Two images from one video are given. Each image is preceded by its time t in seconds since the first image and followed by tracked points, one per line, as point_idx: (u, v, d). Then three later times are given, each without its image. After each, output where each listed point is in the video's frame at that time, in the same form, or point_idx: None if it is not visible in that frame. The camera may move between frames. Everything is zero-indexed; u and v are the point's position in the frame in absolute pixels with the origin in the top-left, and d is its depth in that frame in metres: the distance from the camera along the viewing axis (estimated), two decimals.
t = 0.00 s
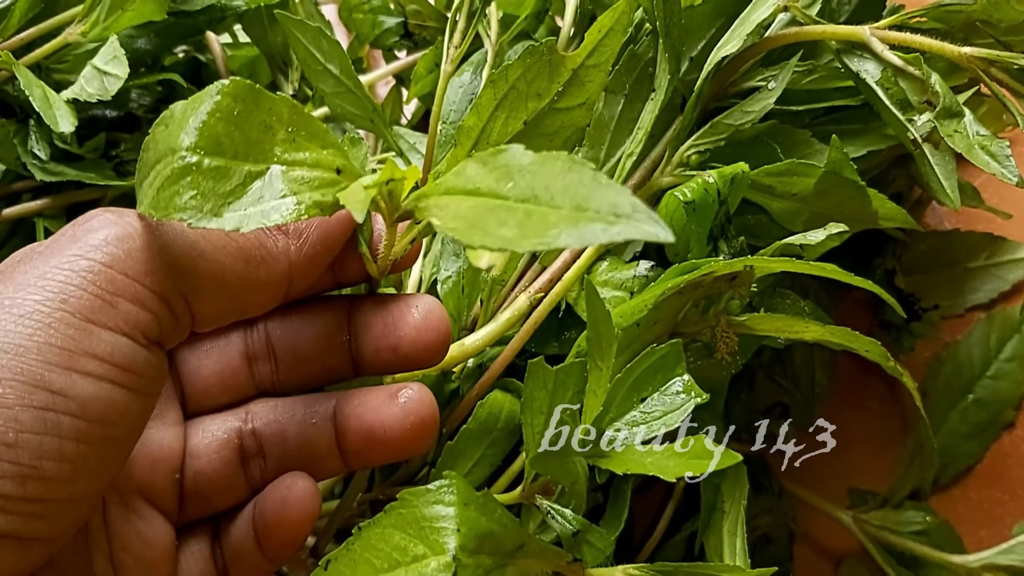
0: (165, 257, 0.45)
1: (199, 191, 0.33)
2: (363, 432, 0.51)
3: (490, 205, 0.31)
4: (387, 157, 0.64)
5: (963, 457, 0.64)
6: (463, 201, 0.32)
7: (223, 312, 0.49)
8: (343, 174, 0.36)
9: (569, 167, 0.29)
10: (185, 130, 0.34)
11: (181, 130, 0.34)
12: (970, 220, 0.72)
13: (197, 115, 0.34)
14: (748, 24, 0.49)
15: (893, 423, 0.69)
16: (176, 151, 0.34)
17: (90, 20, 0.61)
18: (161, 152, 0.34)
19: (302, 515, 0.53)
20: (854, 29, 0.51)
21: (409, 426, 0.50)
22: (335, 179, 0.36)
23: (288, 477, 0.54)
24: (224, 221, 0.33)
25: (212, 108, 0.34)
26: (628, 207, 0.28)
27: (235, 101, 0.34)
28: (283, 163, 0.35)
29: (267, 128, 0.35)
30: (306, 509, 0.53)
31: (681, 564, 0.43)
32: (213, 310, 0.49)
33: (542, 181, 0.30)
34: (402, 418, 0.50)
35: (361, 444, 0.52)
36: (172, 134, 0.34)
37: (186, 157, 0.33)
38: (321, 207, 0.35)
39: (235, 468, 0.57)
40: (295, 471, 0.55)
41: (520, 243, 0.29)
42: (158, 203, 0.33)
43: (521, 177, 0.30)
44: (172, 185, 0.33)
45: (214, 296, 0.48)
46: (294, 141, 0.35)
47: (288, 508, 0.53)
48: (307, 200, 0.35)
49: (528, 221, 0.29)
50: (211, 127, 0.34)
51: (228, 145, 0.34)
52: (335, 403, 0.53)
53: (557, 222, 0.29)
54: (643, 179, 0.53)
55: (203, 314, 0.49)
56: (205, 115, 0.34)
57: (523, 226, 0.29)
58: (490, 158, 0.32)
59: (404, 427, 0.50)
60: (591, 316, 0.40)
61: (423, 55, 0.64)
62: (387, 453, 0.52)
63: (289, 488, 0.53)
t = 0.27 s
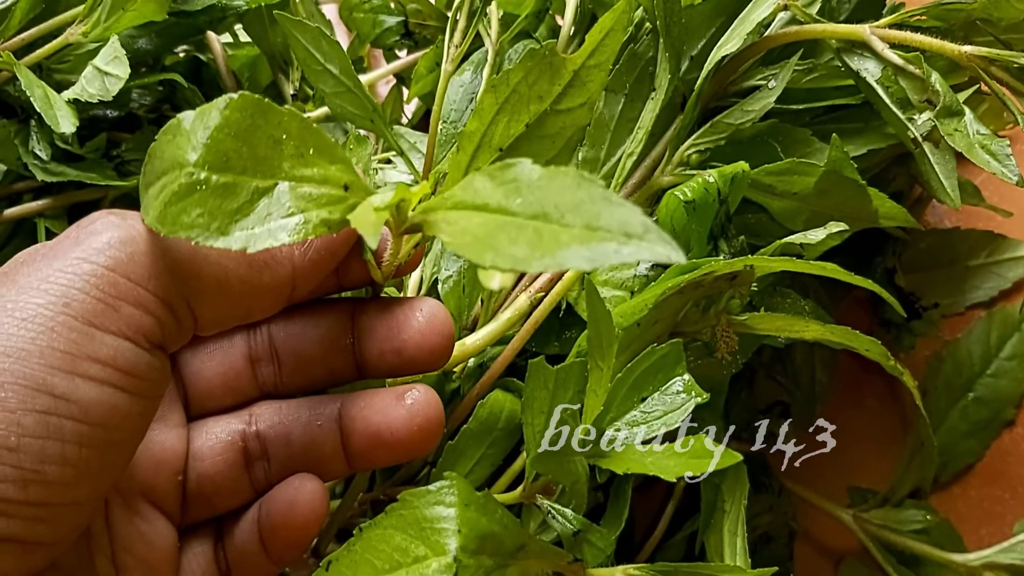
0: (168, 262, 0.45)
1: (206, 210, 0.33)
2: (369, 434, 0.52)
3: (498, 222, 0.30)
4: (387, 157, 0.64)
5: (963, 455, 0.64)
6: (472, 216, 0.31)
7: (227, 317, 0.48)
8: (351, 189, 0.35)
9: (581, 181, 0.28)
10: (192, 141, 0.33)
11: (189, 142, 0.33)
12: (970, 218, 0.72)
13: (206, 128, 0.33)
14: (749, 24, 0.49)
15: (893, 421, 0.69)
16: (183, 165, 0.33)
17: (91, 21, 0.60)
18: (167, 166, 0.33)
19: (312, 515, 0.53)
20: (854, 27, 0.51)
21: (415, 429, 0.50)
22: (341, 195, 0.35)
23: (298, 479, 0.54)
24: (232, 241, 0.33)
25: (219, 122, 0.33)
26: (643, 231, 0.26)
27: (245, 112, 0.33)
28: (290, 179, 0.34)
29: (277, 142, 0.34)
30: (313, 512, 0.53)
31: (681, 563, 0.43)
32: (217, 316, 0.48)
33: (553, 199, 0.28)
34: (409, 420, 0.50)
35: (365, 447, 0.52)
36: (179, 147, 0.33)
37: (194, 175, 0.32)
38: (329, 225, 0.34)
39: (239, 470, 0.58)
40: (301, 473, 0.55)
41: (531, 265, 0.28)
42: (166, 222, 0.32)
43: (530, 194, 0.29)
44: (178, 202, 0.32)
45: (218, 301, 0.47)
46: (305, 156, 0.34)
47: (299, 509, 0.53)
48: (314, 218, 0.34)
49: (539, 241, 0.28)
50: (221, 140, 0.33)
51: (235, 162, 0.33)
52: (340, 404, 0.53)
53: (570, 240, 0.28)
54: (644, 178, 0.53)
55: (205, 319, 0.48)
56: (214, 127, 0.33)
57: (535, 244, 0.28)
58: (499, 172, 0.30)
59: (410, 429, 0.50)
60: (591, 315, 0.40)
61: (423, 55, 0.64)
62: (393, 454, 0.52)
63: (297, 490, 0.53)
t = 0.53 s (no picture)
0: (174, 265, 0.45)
1: (220, 228, 0.34)
2: (374, 437, 0.52)
3: (519, 246, 0.31)
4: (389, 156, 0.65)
5: (964, 453, 0.64)
6: (492, 238, 0.32)
7: (233, 321, 0.48)
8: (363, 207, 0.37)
9: (601, 207, 0.29)
10: (206, 160, 0.34)
11: (204, 161, 0.34)
12: (971, 216, 0.72)
13: (220, 146, 0.34)
14: (749, 23, 0.49)
15: (893, 419, 0.69)
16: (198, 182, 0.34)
17: (93, 19, 0.60)
18: (184, 183, 0.34)
19: (318, 517, 0.53)
20: (855, 26, 0.51)
21: (421, 432, 0.50)
22: (352, 213, 0.36)
23: (302, 483, 0.54)
24: (247, 261, 0.34)
25: (232, 140, 0.34)
26: (665, 257, 0.27)
27: (257, 130, 0.35)
28: (300, 198, 0.36)
29: (288, 161, 0.35)
30: (319, 515, 0.53)
31: (681, 562, 0.43)
32: (223, 319, 0.48)
33: (575, 224, 0.30)
34: (414, 422, 0.50)
35: (371, 450, 0.52)
36: (193, 163, 0.34)
37: (210, 193, 0.34)
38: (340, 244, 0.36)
39: (244, 471, 0.58)
40: (308, 474, 0.55)
41: (553, 288, 0.29)
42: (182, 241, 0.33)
43: (552, 217, 0.30)
44: (194, 221, 0.34)
45: (224, 305, 0.47)
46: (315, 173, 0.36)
47: (305, 511, 0.53)
48: (326, 237, 0.36)
49: (559, 264, 0.29)
50: (234, 158, 0.34)
51: (248, 181, 0.34)
52: (346, 406, 0.53)
53: (591, 264, 0.29)
54: (645, 177, 0.53)
55: (211, 323, 0.48)
56: (227, 146, 0.34)
57: (556, 267, 0.29)
58: (520, 196, 0.32)
59: (416, 432, 0.50)
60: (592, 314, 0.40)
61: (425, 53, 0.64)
62: (399, 457, 0.52)
63: (302, 492, 0.53)
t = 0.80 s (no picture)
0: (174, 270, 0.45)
1: (225, 241, 0.36)
2: (377, 439, 0.51)
3: (529, 260, 0.31)
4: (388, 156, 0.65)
5: (964, 453, 0.64)
6: (499, 250, 0.32)
7: (234, 325, 0.48)
8: (371, 221, 0.38)
9: (612, 223, 0.30)
10: (214, 173, 0.35)
11: (211, 173, 0.35)
12: (970, 216, 0.72)
13: (227, 159, 0.35)
14: (749, 23, 0.49)
15: (894, 419, 0.69)
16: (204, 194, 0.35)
17: (91, 20, 0.60)
18: (189, 194, 0.35)
19: (321, 520, 0.53)
20: (855, 26, 0.51)
21: (424, 434, 0.50)
22: (360, 227, 0.38)
23: (304, 485, 0.54)
24: (255, 275, 0.36)
25: (239, 153, 0.35)
26: (677, 275, 0.28)
27: (264, 144, 0.36)
28: (307, 212, 0.37)
29: (295, 174, 0.36)
30: (322, 517, 0.53)
31: (682, 563, 0.43)
32: (224, 323, 0.48)
33: (587, 240, 0.30)
34: (418, 425, 0.50)
35: (373, 452, 0.52)
36: (200, 175, 0.35)
37: (214, 206, 0.35)
38: (348, 258, 0.37)
39: (245, 473, 0.58)
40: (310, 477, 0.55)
41: (567, 304, 0.29)
42: (189, 253, 0.35)
43: (563, 232, 0.31)
44: (201, 233, 0.35)
45: (225, 309, 0.47)
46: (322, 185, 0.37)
47: (308, 514, 0.53)
48: (334, 251, 0.37)
49: (571, 279, 0.30)
50: (241, 170, 0.35)
51: (255, 195, 0.36)
52: (348, 408, 0.53)
53: (604, 281, 0.29)
54: (645, 177, 0.53)
55: (211, 328, 0.48)
56: (234, 158, 0.35)
57: (568, 282, 0.29)
58: (529, 210, 0.32)
59: (419, 435, 0.50)
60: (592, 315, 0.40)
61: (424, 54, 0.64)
62: (401, 460, 0.51)
63: (304, 494, 0.53)
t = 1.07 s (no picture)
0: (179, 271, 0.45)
1: (231, 253, 0.36)
2: (379, 440, 0.51)
3: (536, 283, 0.32)
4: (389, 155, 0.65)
5: (965, 452, 0.64)
6: (507, 271, 0.33)
7: (237, 326, 0.48)
8: (377, 237, 0.38)
9: (620, 249, 0.31)
10: (222, 183, 0.36)
11: (218, 184, 0.36)
12: (971, 215, 0.72)
13: (235, 170, 0.36)
14: (749, 22, 0.49)
15: (894, 418, 0.69)
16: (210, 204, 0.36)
17: (93, 19, 0.61)
18: (195, 203, 0.36)
19: (323, 522, 0.53)
20: (856, 25, 0.51)
21: (426, 437, 0.50)
22: (366, 243, 0.38)
23: (306, 485, 0.54)
24: (259, 289, 0.37)
25: (247, 165, 0.36)
26: (686, 305, 0.29)
27: (272, 156, 0.36)
28: (314, 227, 0.37)
29: (302, 188, 0.37)
30: (324, 519, 0.53)
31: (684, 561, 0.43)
32: (227, 324, 0.48)
33: (596, 265, 0.31)
34: (420, 428, 0.50)
35: (375, 454, 0.52)
36: (207, 185, 0.36)
37: (220, 218, 0.36)
38: (352, 276, 0.38)
39: (247, 474, 0.58)
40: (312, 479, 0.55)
41: (575, 331, 0.30)
42: (193, 264, 0.36)
43: (571, 257, 0.31)
44: (207, 244, 0.36)
45: (229, 311, 0.47)
46: (331, 201, 0.37)
47: (310, 514, 0.53)
48: (339, 267, 0.37)
49: (579, 305, 0.30)
50: (248, 181, 0.36)
51: (261, 208, 0.36)
52: (350, 410, 0.53)
53: (612, 308, 0.30)
54: (645, 176, 0.53)
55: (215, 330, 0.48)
56: (242, 170, 0.36)
57: (577, 310, 0.30)
58: (537, 231, 0.33)
59: (421, 437, 0.50)
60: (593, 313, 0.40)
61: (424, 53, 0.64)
62: (402, 462, 0.52)
63: (306, 495, 0.53)
